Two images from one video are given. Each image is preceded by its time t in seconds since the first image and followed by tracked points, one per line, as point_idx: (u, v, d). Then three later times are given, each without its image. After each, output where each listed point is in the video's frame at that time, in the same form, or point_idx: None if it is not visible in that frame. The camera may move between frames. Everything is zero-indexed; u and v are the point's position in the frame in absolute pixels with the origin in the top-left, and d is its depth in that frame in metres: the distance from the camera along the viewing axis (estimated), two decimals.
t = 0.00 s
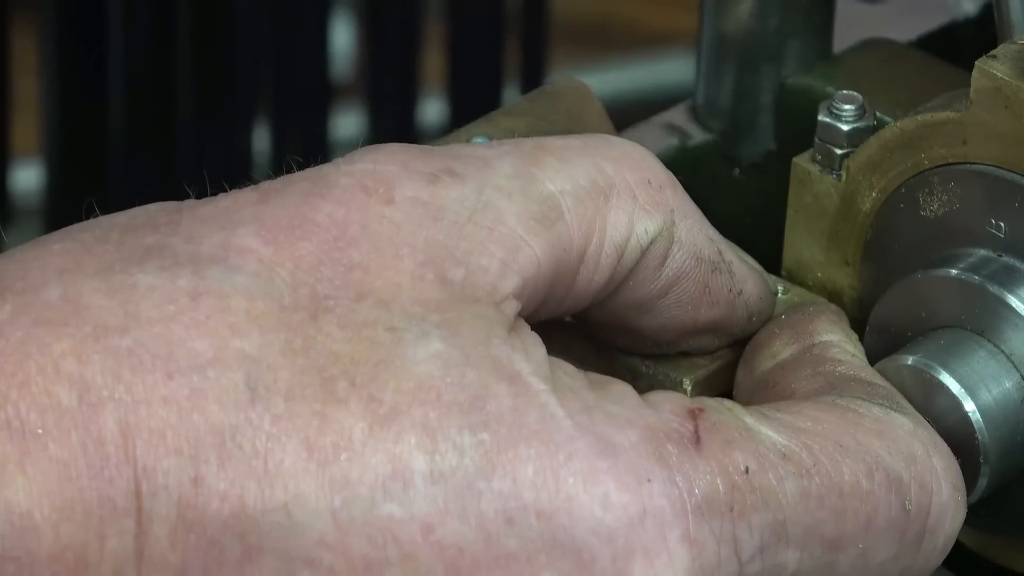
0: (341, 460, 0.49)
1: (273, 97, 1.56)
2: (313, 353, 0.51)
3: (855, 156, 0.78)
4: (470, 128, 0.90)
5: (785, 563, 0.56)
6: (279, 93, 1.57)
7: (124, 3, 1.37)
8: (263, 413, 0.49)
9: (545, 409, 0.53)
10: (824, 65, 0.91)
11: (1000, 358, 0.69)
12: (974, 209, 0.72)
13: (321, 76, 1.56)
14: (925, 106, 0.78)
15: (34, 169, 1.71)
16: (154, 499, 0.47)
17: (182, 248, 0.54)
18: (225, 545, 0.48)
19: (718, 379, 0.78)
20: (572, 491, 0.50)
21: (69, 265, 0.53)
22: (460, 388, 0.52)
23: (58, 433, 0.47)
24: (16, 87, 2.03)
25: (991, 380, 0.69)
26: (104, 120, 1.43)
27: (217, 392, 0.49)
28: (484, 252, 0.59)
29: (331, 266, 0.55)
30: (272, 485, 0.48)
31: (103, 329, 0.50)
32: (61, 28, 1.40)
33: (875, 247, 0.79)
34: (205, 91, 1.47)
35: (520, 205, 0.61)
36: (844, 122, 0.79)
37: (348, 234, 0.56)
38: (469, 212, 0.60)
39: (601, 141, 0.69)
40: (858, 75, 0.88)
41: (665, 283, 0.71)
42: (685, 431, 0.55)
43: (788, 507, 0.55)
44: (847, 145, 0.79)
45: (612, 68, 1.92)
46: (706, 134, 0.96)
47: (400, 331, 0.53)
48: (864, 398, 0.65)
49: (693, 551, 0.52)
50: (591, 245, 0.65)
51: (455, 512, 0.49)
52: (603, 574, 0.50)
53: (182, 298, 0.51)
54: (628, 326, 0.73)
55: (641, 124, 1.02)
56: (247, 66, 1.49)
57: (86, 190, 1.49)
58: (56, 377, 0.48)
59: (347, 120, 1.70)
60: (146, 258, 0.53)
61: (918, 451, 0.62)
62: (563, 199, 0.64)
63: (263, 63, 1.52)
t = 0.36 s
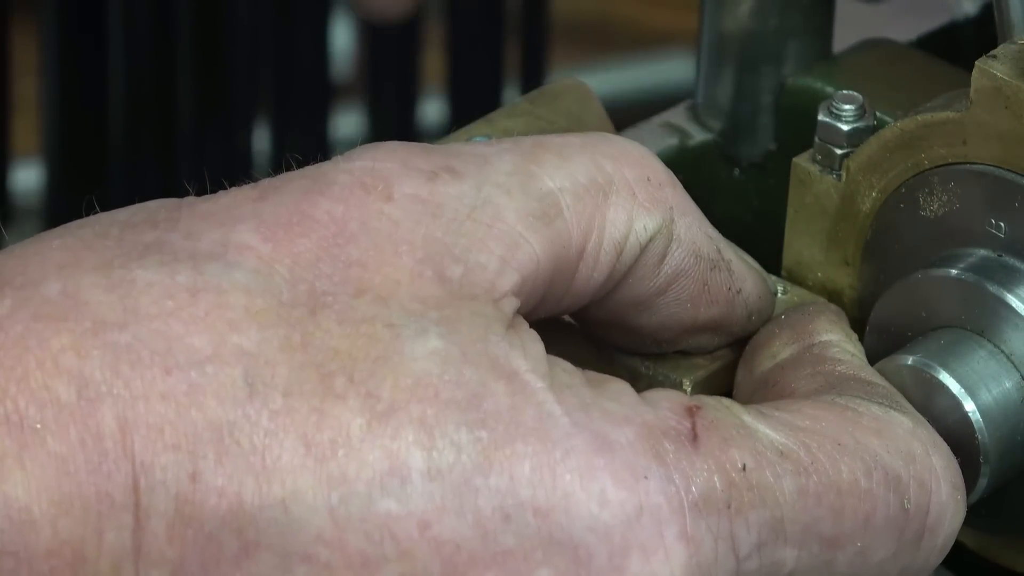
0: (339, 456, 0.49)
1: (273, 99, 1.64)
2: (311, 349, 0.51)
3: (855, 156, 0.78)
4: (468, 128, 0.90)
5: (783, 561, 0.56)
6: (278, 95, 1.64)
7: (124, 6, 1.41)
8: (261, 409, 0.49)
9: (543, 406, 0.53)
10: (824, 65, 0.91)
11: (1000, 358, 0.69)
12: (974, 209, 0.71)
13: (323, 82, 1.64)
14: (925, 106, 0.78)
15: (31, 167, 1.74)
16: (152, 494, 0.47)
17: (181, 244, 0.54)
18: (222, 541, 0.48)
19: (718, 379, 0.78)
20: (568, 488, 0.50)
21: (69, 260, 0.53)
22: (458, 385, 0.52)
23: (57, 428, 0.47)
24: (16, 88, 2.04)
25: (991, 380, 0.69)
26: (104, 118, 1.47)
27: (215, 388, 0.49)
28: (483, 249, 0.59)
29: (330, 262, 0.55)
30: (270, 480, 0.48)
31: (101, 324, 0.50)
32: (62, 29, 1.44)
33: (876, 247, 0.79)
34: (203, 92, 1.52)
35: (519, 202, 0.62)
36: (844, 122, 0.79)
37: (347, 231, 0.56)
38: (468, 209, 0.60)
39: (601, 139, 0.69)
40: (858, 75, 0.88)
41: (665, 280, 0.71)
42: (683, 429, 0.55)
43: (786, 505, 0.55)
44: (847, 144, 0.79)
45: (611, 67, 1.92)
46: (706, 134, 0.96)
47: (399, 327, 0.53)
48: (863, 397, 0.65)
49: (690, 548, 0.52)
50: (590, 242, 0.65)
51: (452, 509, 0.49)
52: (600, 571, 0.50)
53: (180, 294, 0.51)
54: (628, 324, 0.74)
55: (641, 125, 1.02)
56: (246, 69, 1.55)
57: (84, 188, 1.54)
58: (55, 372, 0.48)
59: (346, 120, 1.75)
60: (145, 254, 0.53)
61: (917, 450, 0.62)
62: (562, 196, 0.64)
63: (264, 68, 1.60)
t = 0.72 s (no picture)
0: (338, 454, 0.49)
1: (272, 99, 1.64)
2: (311, 347, 0.51)
3: (855, 156, 0.78)
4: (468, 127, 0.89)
5: (781, 560, 0.56)
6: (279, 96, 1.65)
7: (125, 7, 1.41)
8: (261, 406, 0.49)
9: (542, 405, 0.53)
10: (823, 65, 0.90)
11: (1000, 358, 0.69)
12: (974, 209, 0.71)
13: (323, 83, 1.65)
14: (924, 106, 0.78)
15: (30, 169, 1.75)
16: (151, 492, 0.47)
17: (181, 242, 0.54)
18: (221, 538, 0.48)
19: (718, 379, 0.78)
20: (567, 486, 0.50)
21: (68, 257, 0.52)
22: (458, 384, 0.52)
23: (56, 425, 0.47)
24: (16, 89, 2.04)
25: (991, 380, 0.69)
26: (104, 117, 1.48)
27: (215, 385, 0.49)
28: (483, 247, 0.59)
29: (330, 260, 0.55)
30: (269, 478, 0.48)
31: (101, 321, 0.50)
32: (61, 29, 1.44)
33: (876, 247, 0.79)
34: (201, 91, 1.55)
35: (519, 201, 0.62)
36: (844, 122, 0.79)
37: (347, 229, 0.56)
38: (468, 207, 0.60)
39: (602, 138, 0.69)
40: (858, 76, 0.88)
41: (665, 279, 0.71)
42: (682, 428, 0.56)
43: (785, 505, 0.55)
44: (847, 144, 0.79)
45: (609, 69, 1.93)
46: (706, 134, 0.96)
47: (398, 326, 0.53)
48: (863, 396, 0.65)
49: (689, 547, 0.52)
50: (590, 240, 0.65)
51: (451, 507, 0.49)
52: (599, 569, 0.50)
53: (180, 292, 0.51)
54: (628, 323, 0.73)
55: (641, 124, 1.02)
56: (245, 71, 1.56)
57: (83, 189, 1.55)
58: (55, 368, 0.48)
59: (346, 121, 1.76)
60: (145, 251, 0.53)
61: (917, 450, 0.62)
62: (562, 194, 0.64)
63: (264, 67, 1.60)
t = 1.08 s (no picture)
0: (336, 455, 0.49)
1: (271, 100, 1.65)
2: (310, 348, 0.51)
3: (855, 156, 0.77)
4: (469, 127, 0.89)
5: (779, 562, 0.56)
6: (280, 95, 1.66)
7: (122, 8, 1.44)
8: (259, 408, 0.49)
9: (541, 407, 0.53)
10: (824, 65, 0.90)
11: (1000, 358, 0.69)
12: (974, 209, 0.71)
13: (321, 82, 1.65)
14: (925, 105, 0.78)
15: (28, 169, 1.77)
16: (150, 494, 0.47)
17: (180, 243, 0.54)
18: (220, 540, 0.48)
19: (719, 379, 0.78)
20: (565, 488, 0.50)
21: (68, 259, 0.52)
22: (456, 385, 0.52)
23: (55, 427, 0.47)
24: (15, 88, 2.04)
25: (991, 380, 0.69)
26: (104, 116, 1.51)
27: (213, 387, 0.49)
28: (482, 248, 0.59)
29: (328, 261, 0.55)
30: (268, 480, 0.48)
31: (100, 323, 0.50)
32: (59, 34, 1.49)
33: (876, 247, 0.79)
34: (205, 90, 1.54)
35: (517, 201, 0.62)
36: (844, 122, 0.79)
37: (346, 230, 0.56)
38: (467, 208, 0.60)
39: (602, 138, 0.69)
40: (858, 76, 0.88)
41: (665, 279, 0.71)
42: (680, 429, 0.56)
43: (783, 506, 0.55)
44: (847, 145, 0.79)
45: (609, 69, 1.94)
46: (706, 134, 0.96)
47: (397, 327, 0.53)
48: (862, 397, 0.65)
49: (687, 549, 0.52)
50: (590, 240, 0.65)
51: (449, 508, 0.49)
52: (597, 571, 0.51)
53: (179, 293, 0.51)
54: (627, 323, 0.74)
55: (641, 124, 1.02)
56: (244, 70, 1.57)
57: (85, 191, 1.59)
58: (54, 370, 0.48)
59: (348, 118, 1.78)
60: (144, 253, 0.53)
61: (916, 452, 0.62)
62: (562, 194, 0.64)
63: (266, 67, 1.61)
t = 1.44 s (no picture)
0: (326, 456, 0.49)
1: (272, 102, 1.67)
2: (301, 349, 0.51)
3: (855, 156, 0.77)
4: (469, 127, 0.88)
5: (771, 562, 0.56)
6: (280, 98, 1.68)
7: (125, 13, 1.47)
8: (250, 409, 0.49)
9: (532, 407, 0.53)
10: (824, 65, 0.90)
11: (1000, 358, 0.69)
12: (973, 209, 0.71)
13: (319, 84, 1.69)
14: (925, 105, 0.77)
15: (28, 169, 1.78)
16: (141, 494, 0.47)
17: (172, 244, 0.54)
18: (210, 540, 0.48)
19: (717, 379, 0.78)
20: (555, 489, 0.50)
21: (61, 260, 0.53)
22: (447, 386, 0.52)
23: (48, 428, 0.47)
24: (15, 89, 2.05)
25: (991, 380, 0.68)
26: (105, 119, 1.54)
27: (205, 388, 0.49)
28: (475, 248, 0.59)
29: (320, 262, 0.55)
30: (258, 480, 0.48)
31: (92, 324, 0.50)
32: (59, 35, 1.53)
33: (876, 247, 0.78)
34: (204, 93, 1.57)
35: (512, 201, 0.61)
36: (844, 122, 0.79)
37: (338, 230, 0.56)
38: (461, 208, 0.60)
39: (598, 137, 0.69)
40: (858, 76, 0.88)
41: (661, 280, 0.71)
42: (672, 429, 0.55)
43: (774, 507, 0.55)
44: (847, 145, 0.79)
45: (609, 67, 1.94)
46: (706, 134, 0.96)
47: (388, 327, 0.53)
48: (859, 398, 0.65)
49: (677, 549, 0.52)
50: (585, 240, 0.65)
51: (439, 509, 0.49)
52: (586, 571, 0.51)
53: (170, 294, 0.52)
54: (625, 323, 0.73)
55: (641, 124, 1.02)
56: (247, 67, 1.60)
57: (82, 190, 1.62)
58: (46, 371, 0.48)
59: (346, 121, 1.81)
60: (136, 254, 0.53)
61: (911, 453, 0.61)
62: (556, 194, 0.64)
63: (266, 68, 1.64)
